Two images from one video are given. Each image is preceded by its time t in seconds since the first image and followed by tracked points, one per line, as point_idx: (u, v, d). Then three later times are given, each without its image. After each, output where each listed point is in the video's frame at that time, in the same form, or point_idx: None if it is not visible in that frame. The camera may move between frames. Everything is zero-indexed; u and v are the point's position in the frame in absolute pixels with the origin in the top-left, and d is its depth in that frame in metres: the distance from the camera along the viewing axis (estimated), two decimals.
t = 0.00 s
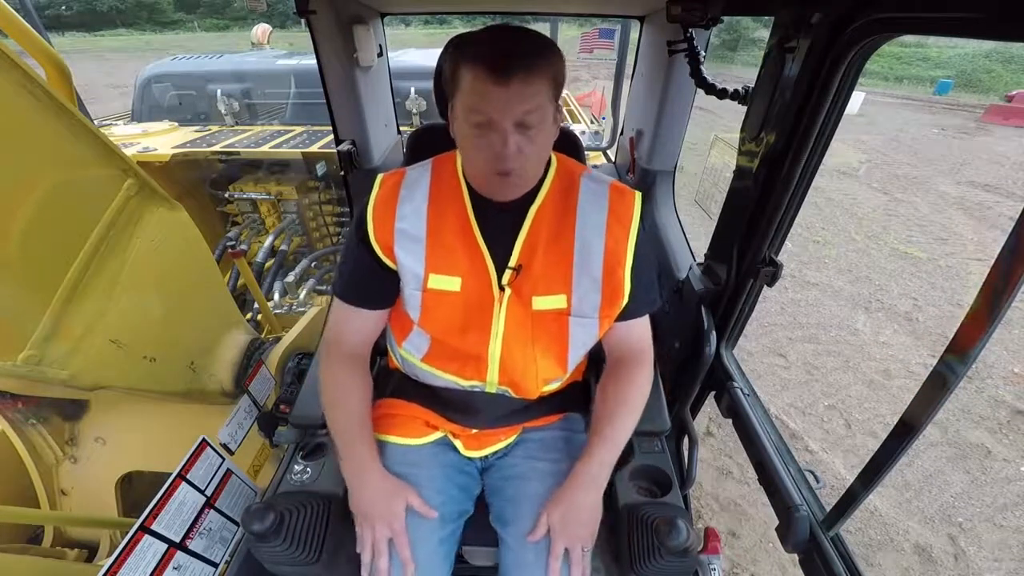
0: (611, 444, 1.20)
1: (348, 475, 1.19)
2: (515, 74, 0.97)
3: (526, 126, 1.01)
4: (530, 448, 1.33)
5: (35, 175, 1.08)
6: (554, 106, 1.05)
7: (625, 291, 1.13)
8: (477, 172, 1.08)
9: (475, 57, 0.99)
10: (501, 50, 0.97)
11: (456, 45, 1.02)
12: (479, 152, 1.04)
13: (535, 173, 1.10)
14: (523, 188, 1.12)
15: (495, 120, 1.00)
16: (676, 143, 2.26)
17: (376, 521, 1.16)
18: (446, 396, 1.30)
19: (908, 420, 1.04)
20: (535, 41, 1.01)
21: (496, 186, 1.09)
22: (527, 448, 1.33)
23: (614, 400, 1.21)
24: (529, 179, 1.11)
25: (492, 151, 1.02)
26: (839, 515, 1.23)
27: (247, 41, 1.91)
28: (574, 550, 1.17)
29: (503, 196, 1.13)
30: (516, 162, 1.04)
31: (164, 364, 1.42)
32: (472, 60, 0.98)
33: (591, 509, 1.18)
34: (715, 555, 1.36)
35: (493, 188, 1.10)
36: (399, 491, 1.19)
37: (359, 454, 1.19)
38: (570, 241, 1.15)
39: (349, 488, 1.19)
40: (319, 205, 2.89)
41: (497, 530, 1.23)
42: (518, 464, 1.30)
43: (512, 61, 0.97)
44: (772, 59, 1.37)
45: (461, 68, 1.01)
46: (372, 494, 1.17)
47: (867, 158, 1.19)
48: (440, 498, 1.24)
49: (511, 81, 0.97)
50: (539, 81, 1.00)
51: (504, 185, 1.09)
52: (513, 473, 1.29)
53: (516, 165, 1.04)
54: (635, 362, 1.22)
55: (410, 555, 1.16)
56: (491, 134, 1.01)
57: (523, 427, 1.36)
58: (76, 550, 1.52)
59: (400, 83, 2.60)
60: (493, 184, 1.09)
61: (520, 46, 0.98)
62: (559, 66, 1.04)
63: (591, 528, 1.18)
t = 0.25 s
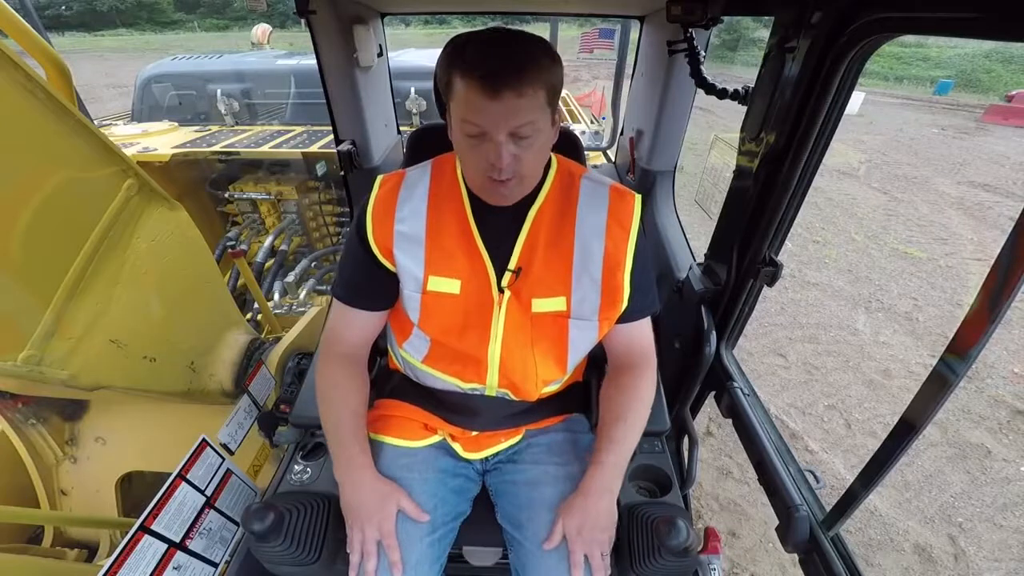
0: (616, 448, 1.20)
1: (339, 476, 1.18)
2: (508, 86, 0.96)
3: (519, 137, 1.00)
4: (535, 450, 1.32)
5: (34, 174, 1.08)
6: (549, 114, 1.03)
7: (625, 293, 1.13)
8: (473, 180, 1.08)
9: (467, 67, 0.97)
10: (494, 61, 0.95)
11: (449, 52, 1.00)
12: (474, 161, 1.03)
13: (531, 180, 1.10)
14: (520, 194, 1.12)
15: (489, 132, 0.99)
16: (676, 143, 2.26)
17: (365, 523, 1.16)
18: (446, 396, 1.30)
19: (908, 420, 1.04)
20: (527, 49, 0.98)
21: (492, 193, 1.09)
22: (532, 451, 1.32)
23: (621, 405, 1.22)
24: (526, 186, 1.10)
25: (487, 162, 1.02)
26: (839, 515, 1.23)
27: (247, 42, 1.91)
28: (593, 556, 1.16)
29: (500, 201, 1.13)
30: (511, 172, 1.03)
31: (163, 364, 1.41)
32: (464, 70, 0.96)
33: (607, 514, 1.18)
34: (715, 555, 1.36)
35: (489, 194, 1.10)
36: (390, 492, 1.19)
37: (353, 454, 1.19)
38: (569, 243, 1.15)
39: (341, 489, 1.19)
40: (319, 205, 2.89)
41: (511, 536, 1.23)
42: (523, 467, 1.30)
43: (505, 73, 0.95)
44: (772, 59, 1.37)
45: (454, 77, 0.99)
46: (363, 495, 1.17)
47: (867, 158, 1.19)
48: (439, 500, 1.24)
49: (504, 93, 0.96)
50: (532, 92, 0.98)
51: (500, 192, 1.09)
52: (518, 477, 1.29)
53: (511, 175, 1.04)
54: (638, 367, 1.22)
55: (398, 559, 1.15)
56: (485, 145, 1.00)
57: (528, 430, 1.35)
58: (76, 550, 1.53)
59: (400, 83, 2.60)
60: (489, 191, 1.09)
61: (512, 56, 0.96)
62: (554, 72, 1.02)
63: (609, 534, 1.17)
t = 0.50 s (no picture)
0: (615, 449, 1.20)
1: (339, 476, 1.18)
2: (504, 91, 0.95)
3: (517, 141, 1.00)
4: (534, 450, 1.32)
5: (34, 174, 1.08)
6: (546, 120, 1.03)
7: (625, 294, 1.13)
8: (469, 185, 1.07)
9: (465, 70, 0.97)
10: (491, 66, 0.95)
11: (447, 56, 1.00)
12: (470, 166, 1.03)
13: (528, 186, 1.09)
14: (516, 200, 1.11)
15: (485, 137, 0.99)
16: (676, 143, 2.26)
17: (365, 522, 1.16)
18: (446, 396, 1.30)
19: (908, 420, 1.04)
20: (525, 52, 0.98)
21: (488, 198, 1.09)
22: (532, 451, 1.32)
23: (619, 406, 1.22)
24: (522, 191, 1.10)
25: (482, 167, 1.02)
26: (839, 515, 1.23)
27: (247, 42, 1.91)
28: (593, 556, 1.16)
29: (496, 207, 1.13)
30: (508, 177, 1.03)
31: (163, 365, 1.41)
32: (461, 75, 0.96)
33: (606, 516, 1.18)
34: (715, 555, 1.36)
35: (485, 199, 1.10)
36: (389, 492, 1.19)
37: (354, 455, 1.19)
38: (569, 244, 1.15)
39: (340, 489, 1.19)
40: (319, 205, 2.89)
41: (511, 535, 1.23)
42: (523, 467, 1.30)
43: (502, 77, 0.95)
44: (772, 58, 1.37)
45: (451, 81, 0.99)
46: (363, 495, 1.17)
47: (867, 158, 1.19)
48: (439, 500, 1.24)
49: (501, 97, 0.96)
50: (530, 96, 0.98)
51: (495, 198, 1.09)
52: (517, 476, 1.29)
53: (506, 181, 1.04)
54: (638, 368, 1.22)
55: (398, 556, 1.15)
56: (482, 149, 1.00)
57: (527, 430, 1.35)
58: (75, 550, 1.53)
59: (400, 83, 2.60)
60: (485, 197, 1.09)
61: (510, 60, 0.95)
62: (552, 76, 1.02)
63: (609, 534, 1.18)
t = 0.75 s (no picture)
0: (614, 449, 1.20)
1: (341, 476, 1.18)
2: (497, 94, 0.95)
3: (510, 144, 1.00)
4: (534, 450, 1.32)
5: (34, 174, 1.08)
6: (541, 120, 1.02)
7: (624, 294, 1.13)
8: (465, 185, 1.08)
9: (457, 73, 0.96)
10: (483, 68, 0.94)
11: (440, 57, 0.99)
12: (465, 167, 1.04)
13: (524, 185, 1.10)
14: (513, 198, 1.12)
15: (479, 140, 0.99)
16: (676, 143, 2.26)
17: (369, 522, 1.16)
18: (446, 396, 1.30)
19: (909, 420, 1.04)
20: (519, 54, 0.97)
21: (485, 198, 1.10)
22: (532, 451, 1.32)
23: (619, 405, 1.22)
24: (518, 190, 1.10)
25: (477, 169, 1.02)
26: (839, 515, 1.23)
27: (247, 42, 1.91)
28: (591, 556, 1.16)
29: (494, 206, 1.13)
30: (502, 178, 1.04)
31: (163, 365, 1.41)
32: (453, 77, 0.95)
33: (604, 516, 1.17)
34: (715, 555, 1.36)
35: (482, 199, 1.11)
36: (393, 492, 1.19)
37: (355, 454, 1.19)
38: (569, 244, 1.15)
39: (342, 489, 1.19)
40: (319, 205, 2.89)
41: (511, 536, 1.23)
42: (523, 467, 1.30)
43: (494, 80, 0.94)
44: (772, 58, 1.37)
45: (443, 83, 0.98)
46: (365, 495, 1.17)
47: (867, 158, 1.19)
48: (440, 500, 1.24)
49: (494, 100, 0.95)
50: (523, 99, 0.97)
51: (491, 197, 1.09)
52: (517, 476, 1.29)
53: (502, 182, 1.04)
54: (637, 368, 1.22)
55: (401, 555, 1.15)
56: (476, 151, 1.00)
57: (527, 430, 1.35)
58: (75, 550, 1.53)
59: (400, 83, 2.60)
60: (481, 196, 1.10)
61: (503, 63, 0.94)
62: (547, 76, 1.00)
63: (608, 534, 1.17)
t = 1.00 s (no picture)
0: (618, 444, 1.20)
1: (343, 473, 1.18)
2: (513, 65, 1.01)
3: (524, 117, 1.04)
4: (534, 450, 1.32)
5: (34, 175, 1.08)
6: (552, 101, 1.09)
7: (624, 295, 1.13)
8: (476, 169, 1.09)
9: (474, 50, 1.02)
10: (500, 43, 1.01)
11: (454, 42, 1.06)
12: (478, 145, 1.06)
13: (534, 171, 1.12)
14: (522, 186, 1.13)
15: (495, 111, 1.03)
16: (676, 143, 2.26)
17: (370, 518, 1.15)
18: (446, 396, 1.30)
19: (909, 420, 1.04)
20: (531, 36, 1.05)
21: (495, 183, 1.11)
22: (532, 451, 1.32)
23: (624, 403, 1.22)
24: (528, 176, 1.12)
25: (491, 143, 1.05)
26: (839, 515, 1.23)
27: (246, 42, 1.91)
28: (583, 544, 1.16)
29: (503, 195, 1.14)
30: (515, 154, 1.06)
31: (163, 365, 1.41)
32: (471, 52, 1.02)
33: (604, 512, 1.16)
34: (715, 555, 1.36)
35: (492, 185, 1.12)
36: (395, 488, 1.19)
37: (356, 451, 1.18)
38: (569, 244, 1.15)
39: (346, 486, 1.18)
40: (319, 205, 2.89)
41: (511, 535, 1.23)
42: (523, 466, 1.30)
43: (512, 52, 1.01)
44: (772, 59, 1.38)
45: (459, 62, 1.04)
46: (370, 489, 1.17)
47: (867, 158, 1.19)
48: (440, 500, 1.24)
49: (511, 71, 1.01)
50: (536, 74, 1.03)
51: (502, 182, 1.10)
52: (517, 476, 1.29)
53: (515, 158, 1.06)
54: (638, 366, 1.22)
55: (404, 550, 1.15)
56: (490, 125, 1.04)
57: (526, 430, 1.35)
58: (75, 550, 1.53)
59: (400, 83, 2.60)
60: (492, 181, 1.10)
61: (519, 38, 1.02)
62: (556, 61, 1.08)
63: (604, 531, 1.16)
